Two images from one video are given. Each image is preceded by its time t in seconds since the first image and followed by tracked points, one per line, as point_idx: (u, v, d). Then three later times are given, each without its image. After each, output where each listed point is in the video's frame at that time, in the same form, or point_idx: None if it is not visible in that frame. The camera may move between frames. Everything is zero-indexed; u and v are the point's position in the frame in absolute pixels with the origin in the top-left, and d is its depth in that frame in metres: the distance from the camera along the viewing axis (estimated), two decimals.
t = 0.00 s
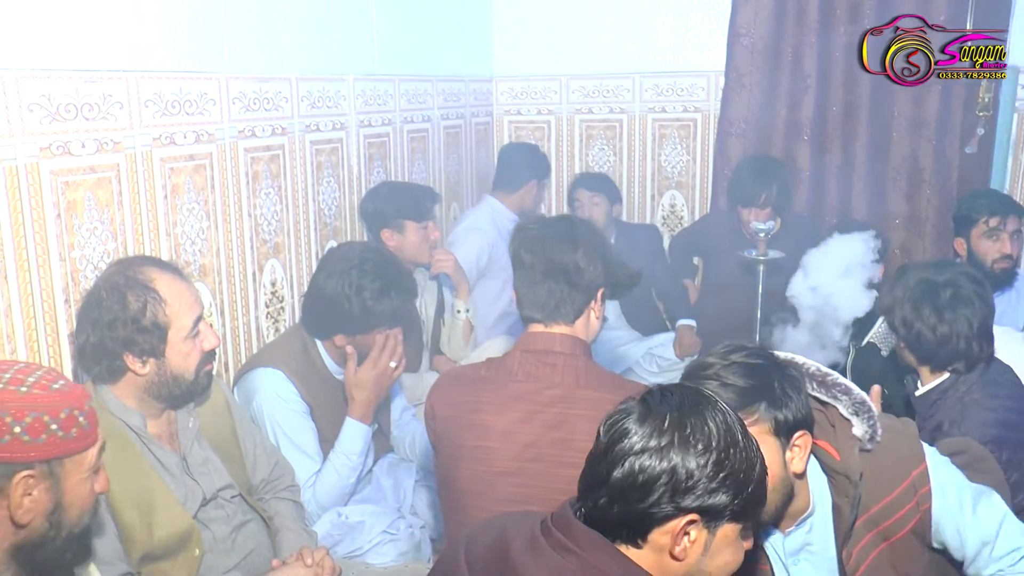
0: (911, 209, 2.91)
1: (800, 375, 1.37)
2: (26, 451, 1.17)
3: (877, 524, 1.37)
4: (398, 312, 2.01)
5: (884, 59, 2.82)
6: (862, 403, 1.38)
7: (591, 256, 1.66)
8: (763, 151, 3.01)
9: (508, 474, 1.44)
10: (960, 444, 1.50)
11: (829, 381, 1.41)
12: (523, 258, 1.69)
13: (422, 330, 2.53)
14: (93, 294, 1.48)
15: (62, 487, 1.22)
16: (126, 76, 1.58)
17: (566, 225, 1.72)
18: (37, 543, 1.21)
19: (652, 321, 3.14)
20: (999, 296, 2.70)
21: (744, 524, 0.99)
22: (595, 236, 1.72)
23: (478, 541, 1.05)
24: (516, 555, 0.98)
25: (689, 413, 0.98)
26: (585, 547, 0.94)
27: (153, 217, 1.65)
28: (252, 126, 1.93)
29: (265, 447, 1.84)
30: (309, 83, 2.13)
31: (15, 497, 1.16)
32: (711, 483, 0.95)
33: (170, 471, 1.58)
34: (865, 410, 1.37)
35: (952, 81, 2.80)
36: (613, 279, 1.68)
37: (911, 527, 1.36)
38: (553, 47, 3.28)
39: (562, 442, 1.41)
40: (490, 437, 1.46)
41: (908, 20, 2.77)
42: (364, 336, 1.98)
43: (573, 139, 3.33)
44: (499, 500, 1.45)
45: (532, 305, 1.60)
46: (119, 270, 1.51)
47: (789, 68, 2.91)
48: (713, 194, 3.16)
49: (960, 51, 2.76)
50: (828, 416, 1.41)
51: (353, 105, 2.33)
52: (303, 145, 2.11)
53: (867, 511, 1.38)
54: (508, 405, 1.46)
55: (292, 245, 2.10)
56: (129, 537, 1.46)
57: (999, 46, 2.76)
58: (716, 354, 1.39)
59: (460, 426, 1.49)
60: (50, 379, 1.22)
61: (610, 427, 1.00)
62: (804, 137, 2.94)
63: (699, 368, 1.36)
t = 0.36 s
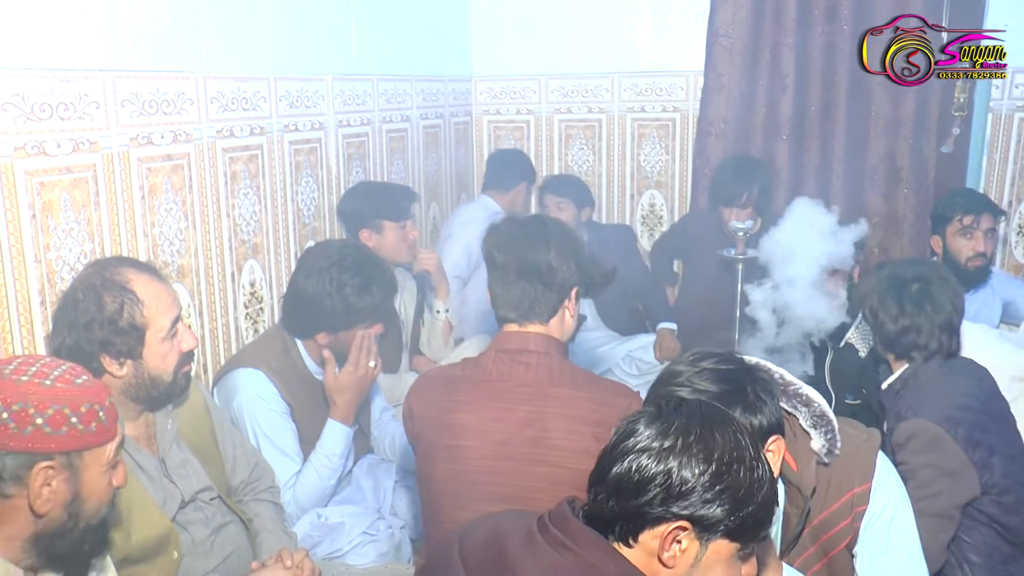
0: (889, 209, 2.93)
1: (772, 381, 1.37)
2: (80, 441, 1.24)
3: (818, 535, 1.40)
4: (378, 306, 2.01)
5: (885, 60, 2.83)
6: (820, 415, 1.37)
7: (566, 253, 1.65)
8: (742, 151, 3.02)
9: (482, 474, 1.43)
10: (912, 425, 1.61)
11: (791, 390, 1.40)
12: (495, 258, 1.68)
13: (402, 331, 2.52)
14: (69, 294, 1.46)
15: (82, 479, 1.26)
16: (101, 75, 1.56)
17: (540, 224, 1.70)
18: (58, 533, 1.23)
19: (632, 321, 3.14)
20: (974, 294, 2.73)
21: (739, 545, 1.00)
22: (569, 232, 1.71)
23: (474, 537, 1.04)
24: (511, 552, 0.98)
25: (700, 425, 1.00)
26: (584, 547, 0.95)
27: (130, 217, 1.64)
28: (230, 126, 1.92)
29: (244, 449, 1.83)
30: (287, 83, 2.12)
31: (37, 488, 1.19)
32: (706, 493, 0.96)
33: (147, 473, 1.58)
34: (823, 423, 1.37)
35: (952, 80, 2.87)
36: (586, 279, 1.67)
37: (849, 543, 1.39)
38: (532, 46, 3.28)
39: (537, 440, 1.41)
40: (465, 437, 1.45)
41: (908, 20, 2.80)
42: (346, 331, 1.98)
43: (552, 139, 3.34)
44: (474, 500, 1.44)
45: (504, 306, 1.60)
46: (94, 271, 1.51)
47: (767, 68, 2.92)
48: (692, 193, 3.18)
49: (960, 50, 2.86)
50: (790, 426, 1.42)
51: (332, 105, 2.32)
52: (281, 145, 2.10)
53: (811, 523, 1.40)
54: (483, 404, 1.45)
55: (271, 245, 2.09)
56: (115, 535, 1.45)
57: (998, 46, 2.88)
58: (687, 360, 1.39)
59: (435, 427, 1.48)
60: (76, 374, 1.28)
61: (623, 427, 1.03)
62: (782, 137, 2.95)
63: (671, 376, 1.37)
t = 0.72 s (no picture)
0: (870, 208, 2.95)
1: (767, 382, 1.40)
2: None
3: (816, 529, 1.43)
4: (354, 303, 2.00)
5: (885, 60, 2.83)
6: (816, 412, 1.41)
7: (549, 257, 1.62)
8: (723, 151, 3.03)
9: (465, 474, 1.43)
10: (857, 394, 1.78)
11: (785, 388, 1.44)
12: (478, 263, 1.65)
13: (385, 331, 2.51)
14: (49, 296, 1.44)
15: None
16: (80, 74, 1.55)
17: (522, 228, 1.68)
18: None
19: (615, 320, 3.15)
20: (954, 293, 2.75)
21: (731, 554, 1.00)
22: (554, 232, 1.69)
23: (466, 534, 1.04)
24: (503, 551, 0.98)
25: (701, 432, 1.00)
26: (575, 549, 0.95)
27: (112, 218, 1.63)
28: (211, 126, 1.91)
29: (226, 450, 1.82)
30: (269, 82, 2.11)
31: None
32: (703, 500, 0.96)
33: (127, 475, 1.56)
34: (818, 420, 1.40)
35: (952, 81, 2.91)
36: (575, 280, 1.65)
37: (846, 538, 1.41)
38: (514, 46, 3.28)
39: (522, 439, 1.40)
40: (449, 437, 1.44)
41: (908, 20, 2.83)
42: (325, 324, 1.99)
43: (533, 140, 3.34)
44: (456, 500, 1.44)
45: (491, 312, 1.59)
46: (74, 272, 1.48)
47: (747, 69, 2.94)
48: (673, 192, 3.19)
49: (960, 51, 2.92)
50: (785, 425, 1.46)
51: (314, 105, 2.31)
52: (263, 144, 2.09)
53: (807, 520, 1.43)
54: (467, 404, 1.44)
55: (253, 245, 2.08)
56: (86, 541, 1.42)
57: (998, 46, 2.92)
58: (679, 367, 1.38)
59: (418, 428, 1.47)
60: None
61: (624, 429, 1.03)
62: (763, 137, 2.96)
63: (665, 382, 1.36)
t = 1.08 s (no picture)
0: (854, 208, 2.96)
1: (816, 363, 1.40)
2: None
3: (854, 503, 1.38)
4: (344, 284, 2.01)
5: (886, 59, 2.82)
6: (854, 382, 1.43)
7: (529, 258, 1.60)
8: (707, 150, 3.03)
9: (454, 476, 1.40)
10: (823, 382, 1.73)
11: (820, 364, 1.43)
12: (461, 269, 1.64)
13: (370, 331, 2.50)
14: (31, 298, 1.44)
15: None
16: (62, 74, 1.54)
17: (505, 228, 1.66)
18: None
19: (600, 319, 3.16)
20: (937, 292, 2.77)
21: None
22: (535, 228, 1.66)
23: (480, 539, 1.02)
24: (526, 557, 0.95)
25: (748, 471, 0.88)
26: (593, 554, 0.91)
27: (94, 218, 1.62)
28: (195, 126, 1.90)
29: (212, 452, 1.81)
30: (253, 82, 2.10)
31: None
32: (749, 554, 0.84)
33: (111, 478, 1.55)
34: (859, 389, 1.42)
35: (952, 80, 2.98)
36: (561, 279, 1.63)
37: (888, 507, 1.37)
38: (499, 46, 3.28)
39: (510, 441, 1.39)
40: (438, 438, 1.41)
41: (906, 20, 2.82)
42: (311, 306, 1.97)
43: (518, 140, 3.33)
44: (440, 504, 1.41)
45: (477, 315, 1.58)
46: (58, 272, 1.47)
47: (732, 69, 2.94)
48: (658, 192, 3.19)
49: (961, 51, 2.94)
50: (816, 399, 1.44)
51: (299, 105, 2.30)
52: (247, 144, 2.09)
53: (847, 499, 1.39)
54: (457, 406, 1.42)
55: (238, 246, 2.07)
56: (69, 545, 1.43)
57: (999, 47, 2.92)
58: (739, 356, 1.34)
59: (408, 428, 1.45)
60: None
61: (661, 463, 0.91)
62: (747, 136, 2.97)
63: (725, 375, 1.32)
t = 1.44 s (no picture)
0: (840, 206, 2.97)
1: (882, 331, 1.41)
2: None
3: (888, 471, 1.39)
4: (322, 271, 1.99)
5: (886, 60, 2.83)
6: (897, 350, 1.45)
7: (510, 258, 1.49)
8: (693, 150, 3.04)
9: (442, 480, 1.33)
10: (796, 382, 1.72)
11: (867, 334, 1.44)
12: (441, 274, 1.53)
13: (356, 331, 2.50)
14: (13, 299, 1.43)
15: None
16: (45, 73, 1.53)
17: (485, 224, 1.54)
18: None
19: (587, 318, 3.16)
20: (922, 291, 2.78)
21: None
22: (513, 225, 1.55)
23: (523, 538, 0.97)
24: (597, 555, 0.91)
25: (835, 483, 0.83)
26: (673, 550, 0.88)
27: (78, 218, 1.61)
28: (180, 126, 1.89)
29: (197, 453, 1.80)
30: (238, 82, 2.10)
31: None
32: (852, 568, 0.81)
33: (96, 479, 1.54)
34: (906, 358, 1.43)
35: (951, 80, 3.00)
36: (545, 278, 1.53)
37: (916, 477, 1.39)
38: (484, 46, 3.27)
39: (497, 444, 1.32)
40: (424, 440, 1.35)
41: (907, 20, 2.86)
42: (290, 294, 1.95)
43: (504, 140, 3.33)
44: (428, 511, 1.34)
45: (460, 320, 1.48)
46: (40, 273, 1.46)
47: (717, 68, 2.95)
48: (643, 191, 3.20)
49: (960, 51, 2.96)
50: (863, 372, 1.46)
51: (284, 105, 2.29)
52: (232, 144, 2.08)
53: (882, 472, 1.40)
54: (446, 407, 1.36)
55: (223, 246, 2.06)
56: (53, 548, 1.42)
57: (998, 47, 2.93)
58: (829, 333, 1.33)
59: (393, 429, 1.39)
60: None
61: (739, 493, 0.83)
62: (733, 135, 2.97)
63: (821, 354, 1.31)
